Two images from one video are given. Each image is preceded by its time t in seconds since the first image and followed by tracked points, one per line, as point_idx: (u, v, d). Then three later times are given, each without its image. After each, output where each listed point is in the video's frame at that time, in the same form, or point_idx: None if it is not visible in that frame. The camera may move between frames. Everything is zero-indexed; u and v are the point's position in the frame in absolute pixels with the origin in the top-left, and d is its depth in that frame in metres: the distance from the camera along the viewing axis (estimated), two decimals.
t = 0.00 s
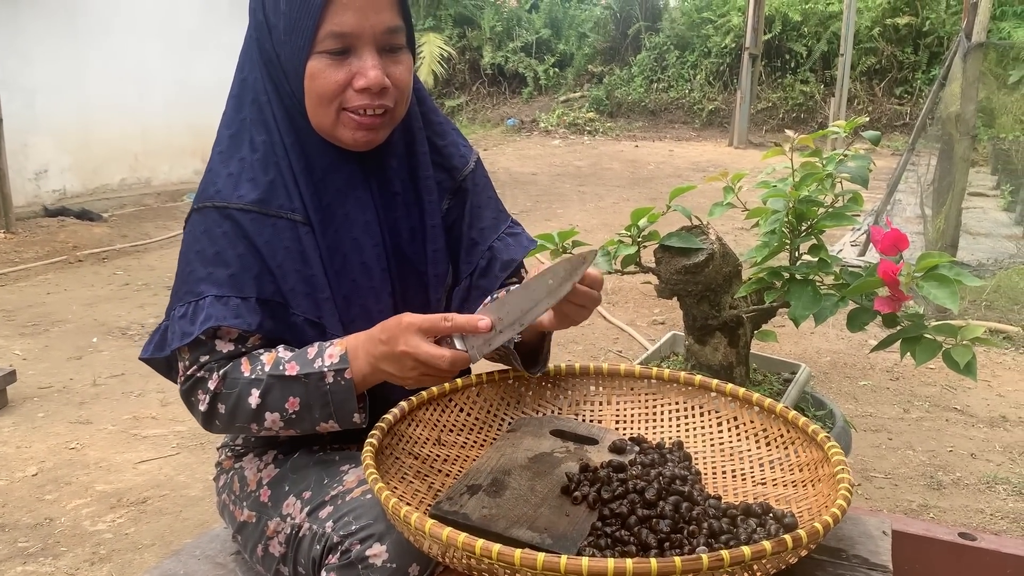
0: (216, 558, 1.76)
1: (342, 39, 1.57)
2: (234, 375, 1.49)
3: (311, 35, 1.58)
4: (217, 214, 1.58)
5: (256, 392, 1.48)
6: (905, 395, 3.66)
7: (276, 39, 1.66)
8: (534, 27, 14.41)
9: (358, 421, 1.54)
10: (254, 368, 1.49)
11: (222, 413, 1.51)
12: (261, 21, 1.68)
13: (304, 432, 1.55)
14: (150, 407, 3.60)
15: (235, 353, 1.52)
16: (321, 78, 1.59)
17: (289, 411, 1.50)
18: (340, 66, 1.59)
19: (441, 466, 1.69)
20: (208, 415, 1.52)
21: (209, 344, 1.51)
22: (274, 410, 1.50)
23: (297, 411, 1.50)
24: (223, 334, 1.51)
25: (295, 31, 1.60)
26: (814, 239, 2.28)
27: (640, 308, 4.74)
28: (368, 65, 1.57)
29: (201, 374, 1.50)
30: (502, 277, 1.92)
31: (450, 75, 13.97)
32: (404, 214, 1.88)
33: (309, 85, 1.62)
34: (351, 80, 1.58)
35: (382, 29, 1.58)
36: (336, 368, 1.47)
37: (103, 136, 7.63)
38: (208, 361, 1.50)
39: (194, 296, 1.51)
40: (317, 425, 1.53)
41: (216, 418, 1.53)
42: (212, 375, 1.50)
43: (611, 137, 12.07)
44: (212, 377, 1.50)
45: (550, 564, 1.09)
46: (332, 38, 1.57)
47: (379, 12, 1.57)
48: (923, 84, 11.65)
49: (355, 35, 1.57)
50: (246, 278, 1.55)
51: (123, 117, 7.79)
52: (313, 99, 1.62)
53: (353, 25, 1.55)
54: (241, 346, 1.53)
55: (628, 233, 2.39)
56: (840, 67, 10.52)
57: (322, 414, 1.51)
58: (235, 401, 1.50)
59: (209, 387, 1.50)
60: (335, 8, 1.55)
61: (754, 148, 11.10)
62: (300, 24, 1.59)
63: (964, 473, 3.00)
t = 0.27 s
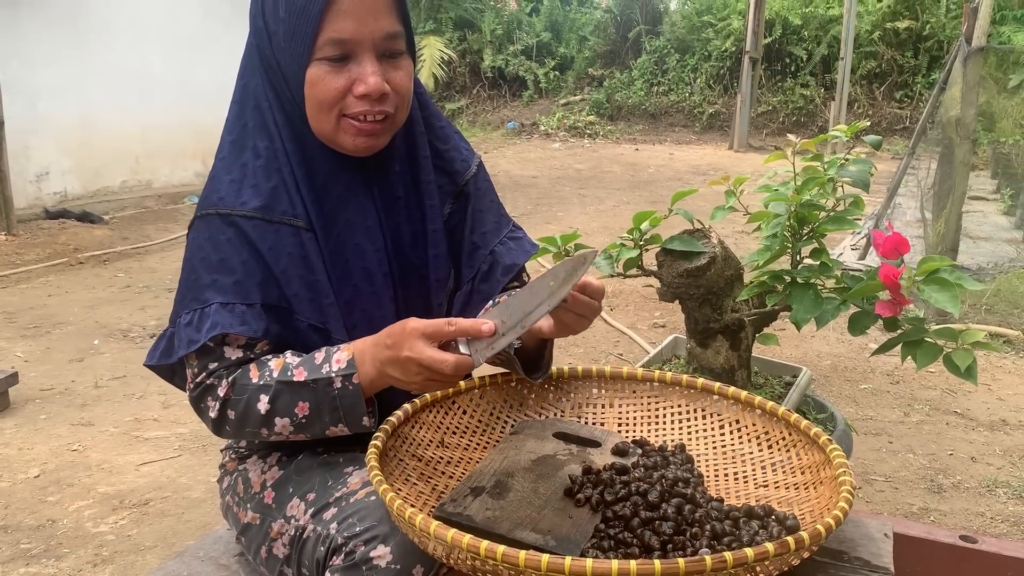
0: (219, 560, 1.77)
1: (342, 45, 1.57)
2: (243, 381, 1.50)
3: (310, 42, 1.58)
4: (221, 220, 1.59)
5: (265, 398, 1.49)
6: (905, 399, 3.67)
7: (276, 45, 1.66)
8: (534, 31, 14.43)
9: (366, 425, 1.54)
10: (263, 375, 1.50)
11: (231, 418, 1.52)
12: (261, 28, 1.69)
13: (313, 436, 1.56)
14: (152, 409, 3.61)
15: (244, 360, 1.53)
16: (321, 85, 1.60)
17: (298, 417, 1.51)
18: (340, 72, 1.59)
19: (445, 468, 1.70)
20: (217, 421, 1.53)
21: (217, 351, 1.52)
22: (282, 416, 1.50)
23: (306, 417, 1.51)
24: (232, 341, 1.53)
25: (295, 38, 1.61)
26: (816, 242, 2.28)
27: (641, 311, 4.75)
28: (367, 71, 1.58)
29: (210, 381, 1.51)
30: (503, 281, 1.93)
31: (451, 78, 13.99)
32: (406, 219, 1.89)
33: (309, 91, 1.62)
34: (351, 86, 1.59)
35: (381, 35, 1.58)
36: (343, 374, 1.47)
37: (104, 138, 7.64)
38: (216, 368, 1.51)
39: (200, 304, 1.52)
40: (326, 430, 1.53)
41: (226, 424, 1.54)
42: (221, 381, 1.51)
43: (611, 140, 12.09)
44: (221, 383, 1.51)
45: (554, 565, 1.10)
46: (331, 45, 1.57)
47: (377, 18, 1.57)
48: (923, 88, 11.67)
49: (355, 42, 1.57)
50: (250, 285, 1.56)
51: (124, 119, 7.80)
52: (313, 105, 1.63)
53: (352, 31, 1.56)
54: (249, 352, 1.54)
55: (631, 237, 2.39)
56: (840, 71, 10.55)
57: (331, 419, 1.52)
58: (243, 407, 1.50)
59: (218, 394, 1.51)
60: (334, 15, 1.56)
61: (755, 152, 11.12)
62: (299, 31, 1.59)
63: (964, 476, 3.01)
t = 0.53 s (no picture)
0: (219, 562, 1.77)
1: (335, 50, 1.57)
2: (238, 384, 1.50)
3: (302, 47, 1.58)
4: (216, 224, 1.59)
5: (260, 402, 1.49)
6: (905, 401, 3.66)
7: (270, 51, 1.67)
8: (535, 34, 14.44)
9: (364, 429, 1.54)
10: (257, 378, 1.50)
11: (227, 422, 1.52)
12: (255, 34, 1.69)
13: (310, 440, 1.56)
14: (152, 411, 3.61)
15: (238, 364, 1.53)
16: (315, 90, 1.59)
17: (293, 420, 1.51)
18: (333, 77, 1.58)
19: (445, 470, 1.70)
20: (213, 424, 1.53)
21: (212, 354, 1.51)
22: (278, 419, 1.50)
23: (301, 420, 1.51)
24: (227, 345, 1.52)
25: (288, 43, 1.60)
26: (815, 244, 2.29)
27: (641, 314, 4.75)
28: (361, 76, 1.57)
29: (205, 384, 1.52)
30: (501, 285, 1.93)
31: (451, 81, 14.02)
32: (404, 221, 1.89)
33: (303, 96, 1.62)
34: (345, 91, 1.58)
35: (375, 39, 1.57)
36: (339, 377, 1.47)
37: (104, 142, 7.65)
38: (209, 371, 1.51)
39: (195, 308, 1.52)
40: (321, 434, 1.53)
41: (220, 428, 1.54)
42: (216, 384, 1.51)
43: (611, 143, 12.10)
44: (215, 386, 1.51)
45: (554, 567, 1.10)
46: (324, 50, 1.57)
47: (370, 21, 1.56)
48: (923, 91, 11.69)
49: (348, 46, 1.56)
50: (246, 288, 1.56)
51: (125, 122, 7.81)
52: (308, 111, 1.63)
53: (345, 36, 1.55)
54: (244, 355, 1.54)
55: (631, 238, 2.39)
56: (839, 74, 10.55)
57: (327, 423, 1.51)
58: (238, 410, 1.50)
59: (213, 397, 1.51)
60: (326, 20, 1.55)
61: (755, 155, 11.14)
62: (292, 36, 1.59)
63: (964, 478, 3.01)
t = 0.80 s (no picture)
0: (219, 564, 1.77)
1: (322, 60, 1.58)
2: (232, 395, 1.52)
3: (290, 58, 1.59)
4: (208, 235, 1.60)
5: (252, 410, 1.51)
6: (905, 403, 3.67)
7: (257, 62, 1.68)
8: (534, 36, 14.45)
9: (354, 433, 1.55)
10: (250, 387, 1.51)
11: (222, 432, 1.54)
12: (241, 46, 1.71)
13: (304, 446, 1.57)
14: (152, 414, 3.61)
15: (233, 374, 1.54)
16: (303, 101, 1.60)
17: (286, 427, 1.52)
18: (321, 87, 1.59)
19: (444, 473, 1.71)
20: (209, 434, 1.55)
21: (207, 365, 1.53)
22: (271, 427, 1.52)
23: (294, 427, 1.52)
24: (222, 356, 1.54)
25: (275, 55, 1.61)
26: (813, 247, 2.30)
27: (640, 316, 4.75)
28: (350, 84, 1.58)
29: (200, 395, 1.53)
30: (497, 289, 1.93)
31: (451, 83, 14.04)
32: (397, 227, 1.90)
33: (292, 106, 1.63)
34: (334, 100, 1.59)
35: (362, 47, 1.58)
36: (327, 383, 1.48)
37: (104, 145, 7.66)
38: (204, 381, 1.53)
39: (189, 321, 1.54)
40: (314, 439, 1.54)
41: (217, 437, 1.56)
42: (211, 394, 1.53)
43: (611, 145, 12.12)
44: (210, 396, 1.53)
45: (552, 569, 1.11)
46: (311, 60, 1.58)
47: (356, 30, 1.57)
48: (922, 92, 11.71)
49: (335, 56, 1.57)
50: (240, 299, 1.57)
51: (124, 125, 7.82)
52: (298, 122, 1.63)
53: (332, 46, 1.56)
54: (239, 366, 1.55)
55: (629, 241, 2.40)
56: (838, 76, 10.57)
57: (318, 429, 1.52)
58: (233, 419, 1.52)
59: (208, 406, 1.53)
60: (312, 31, 1.56)
61: (754, 156, 11.16)
62: (279, 48, 1.60)
63: (963, 480, 3.02)
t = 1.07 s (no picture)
0: (220, 566, 1.77)
1: (314, 67, 1.57)
2: (222, 397, 1.52)
3: (282, 65, 1.58)
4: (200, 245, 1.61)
5: (240, 412, 1.51)
6: (905, 404, 3.67)
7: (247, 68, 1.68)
8: (534, 38, 14.46)
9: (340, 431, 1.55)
10: (238, 390, 1.52)
11: (214, 435, 1.55)
12: (233, 51, 1.70)
13: (292, 447, 1.57)
14: (153, 416, 3.61)
15: (224, 380, 1.54)
16: (297, 107, 1.60)
17: (273, 427, 1.52)
18: (314, 94, 1.59)
19: (445, 474, 1.71)
20: (202, 437, 1.56)
21: (200, 373, 1.53)
22: (260, 428, 1.53)
23: (280, 427, 1.52)
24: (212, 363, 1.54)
25: (267, 62, 1.61)
26: (814, 247, 2.30)
27: (640, 317, 4.75)
28: (342, 91, 1.57)
29: (193, 400, 1.54)
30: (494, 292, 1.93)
31: (450, 85, 14.05)
32: (392, 231, 1.90)
33: (286, 113, 1.62)
34: (326, 107, 1.58)
35: (354, 53, 1.57)
36: (309, 382, 1.48)
37: (104, 147, 7.67)
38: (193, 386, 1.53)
39: (183, 329, 1.54)
40: (301, 440, 1.54)
41: (211, 441, 1.57)
42: (201, 400, 1.53)
43: (611, 147, 12.13)
44: (200, 402, 1.53)
45: (554, 569, 1.11)
46: (303, 67, 1.57)
47: (349, 36, 1.56)
48: (922, 94, 11.72)
49: (328, 63, 1.57)
50: (232, 308, 1.57)
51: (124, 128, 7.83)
52: (290, 129, 1.63)
53: (324, 53, 1.55)
54: (230, 372, 1.56)
55: (630, 242, 2.39)
56: (838, 77, 10.58)
57: (304, 429, 1.52)
58: (223, 423, 1.53)
59: (199, 412, 1.54)
60: (304, 38, 1.56)
61: (753, 158, 11.17)
62: (272, 55, 1.59)
63: (964, 481, 3.01)
